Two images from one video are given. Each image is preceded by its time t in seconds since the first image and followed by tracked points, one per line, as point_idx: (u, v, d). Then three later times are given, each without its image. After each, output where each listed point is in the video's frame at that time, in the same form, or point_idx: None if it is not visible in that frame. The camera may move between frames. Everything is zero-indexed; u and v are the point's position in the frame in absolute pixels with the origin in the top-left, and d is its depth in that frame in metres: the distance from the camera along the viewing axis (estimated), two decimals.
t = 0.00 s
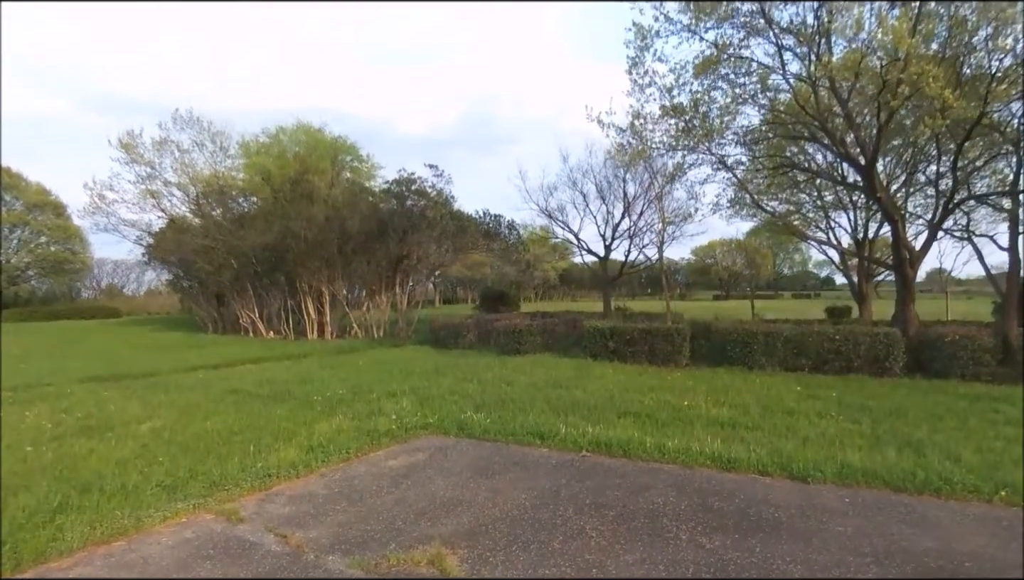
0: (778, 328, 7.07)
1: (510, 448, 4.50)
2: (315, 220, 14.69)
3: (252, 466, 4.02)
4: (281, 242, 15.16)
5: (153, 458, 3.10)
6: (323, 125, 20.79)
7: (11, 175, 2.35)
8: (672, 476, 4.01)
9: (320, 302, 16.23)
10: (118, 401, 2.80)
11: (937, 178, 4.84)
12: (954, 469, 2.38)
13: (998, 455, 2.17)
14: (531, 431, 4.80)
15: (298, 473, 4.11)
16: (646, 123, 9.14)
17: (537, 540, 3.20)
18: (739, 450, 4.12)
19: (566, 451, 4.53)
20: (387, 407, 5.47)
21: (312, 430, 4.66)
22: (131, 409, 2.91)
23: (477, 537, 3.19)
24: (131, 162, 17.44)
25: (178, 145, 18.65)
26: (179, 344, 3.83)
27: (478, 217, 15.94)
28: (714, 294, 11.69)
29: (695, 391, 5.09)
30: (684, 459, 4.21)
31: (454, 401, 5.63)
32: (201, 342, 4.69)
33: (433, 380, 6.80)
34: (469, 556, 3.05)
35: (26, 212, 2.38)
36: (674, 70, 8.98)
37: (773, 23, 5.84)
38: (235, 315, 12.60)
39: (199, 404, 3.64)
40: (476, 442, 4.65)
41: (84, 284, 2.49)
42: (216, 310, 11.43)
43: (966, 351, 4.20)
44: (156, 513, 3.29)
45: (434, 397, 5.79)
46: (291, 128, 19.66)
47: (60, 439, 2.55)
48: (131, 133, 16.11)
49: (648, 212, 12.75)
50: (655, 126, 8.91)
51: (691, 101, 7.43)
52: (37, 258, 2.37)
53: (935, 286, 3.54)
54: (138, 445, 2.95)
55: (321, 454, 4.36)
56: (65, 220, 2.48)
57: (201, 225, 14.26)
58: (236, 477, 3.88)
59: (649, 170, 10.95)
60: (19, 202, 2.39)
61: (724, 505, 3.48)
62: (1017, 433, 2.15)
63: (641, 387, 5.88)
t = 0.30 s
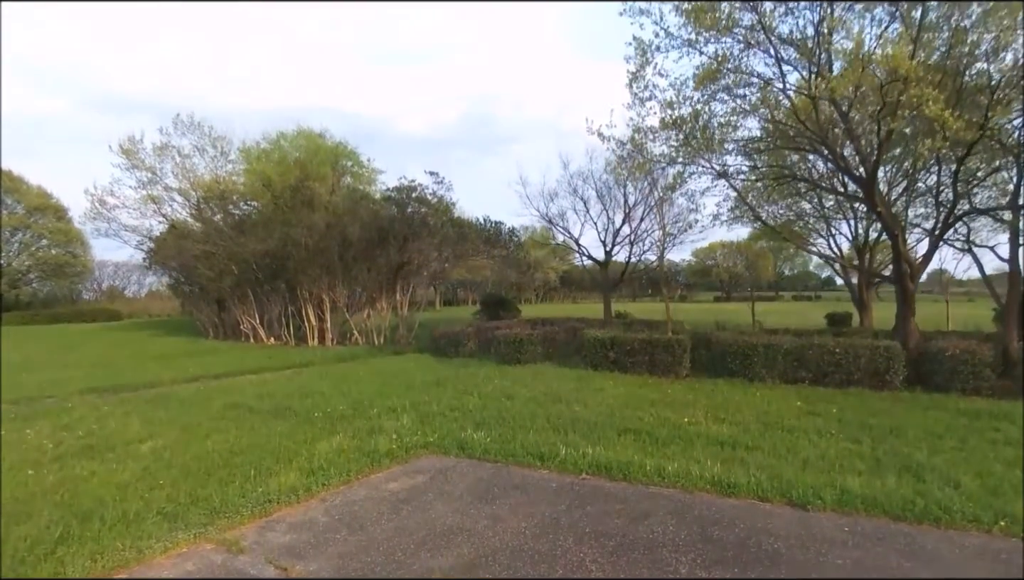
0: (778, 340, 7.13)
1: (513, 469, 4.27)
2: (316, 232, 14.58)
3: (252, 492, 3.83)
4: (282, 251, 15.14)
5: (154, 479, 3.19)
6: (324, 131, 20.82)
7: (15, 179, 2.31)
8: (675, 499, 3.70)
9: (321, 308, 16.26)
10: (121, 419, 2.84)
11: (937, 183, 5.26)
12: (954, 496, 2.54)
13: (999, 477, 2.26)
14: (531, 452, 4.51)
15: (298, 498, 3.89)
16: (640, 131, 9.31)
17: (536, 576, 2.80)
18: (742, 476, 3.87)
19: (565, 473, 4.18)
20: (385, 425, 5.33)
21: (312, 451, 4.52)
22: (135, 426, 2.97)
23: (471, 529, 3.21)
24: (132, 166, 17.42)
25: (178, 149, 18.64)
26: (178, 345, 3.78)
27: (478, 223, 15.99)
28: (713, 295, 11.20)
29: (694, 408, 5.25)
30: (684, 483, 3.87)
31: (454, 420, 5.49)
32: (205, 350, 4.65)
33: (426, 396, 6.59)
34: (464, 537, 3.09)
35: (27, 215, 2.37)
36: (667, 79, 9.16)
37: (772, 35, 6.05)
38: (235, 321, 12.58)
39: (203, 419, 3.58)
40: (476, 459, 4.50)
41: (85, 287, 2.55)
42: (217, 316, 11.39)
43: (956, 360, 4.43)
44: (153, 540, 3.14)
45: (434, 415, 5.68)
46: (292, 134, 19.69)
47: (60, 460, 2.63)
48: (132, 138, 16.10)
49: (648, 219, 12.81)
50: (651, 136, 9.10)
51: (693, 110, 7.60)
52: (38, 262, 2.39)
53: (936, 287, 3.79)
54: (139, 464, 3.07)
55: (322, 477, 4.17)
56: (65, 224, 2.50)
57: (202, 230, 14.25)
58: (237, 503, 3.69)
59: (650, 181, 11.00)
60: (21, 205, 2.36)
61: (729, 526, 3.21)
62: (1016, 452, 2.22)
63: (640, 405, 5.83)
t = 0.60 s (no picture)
0: (778, 351, 7.13)
1: (515, 489, 4.26)
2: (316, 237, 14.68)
3: (252, 515, 3.73)
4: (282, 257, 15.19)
5: (155, 500, 3.18)
6: (324, 136, 20.87)
7: (15, 183, 2.55)
8: (674, 521, 3.65)
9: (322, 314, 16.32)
10: (120, 434, 3.00)
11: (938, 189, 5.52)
12: (954, 522, 2.61)
13: (1000, 499, 2.34)
14: (532, 470, 4.51)
15: (298, 519, 3.80)
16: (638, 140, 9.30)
17: None
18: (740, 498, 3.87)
19: (565, 492, 4.18)
20: (385, 441, 5.33)
21: (312, 469, 4.50)
22: (136, 441, 3.12)
23: (475, 544, 3.21)
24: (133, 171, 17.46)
25: (179, 154, 18.68)
26: (178, 349, 3.87)
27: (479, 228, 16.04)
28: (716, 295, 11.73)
29: (694, 422, 5.32)
30: (684, 505, 3.84)
31: (454, 436, 5.49)
32: (209, 355, 4.70)
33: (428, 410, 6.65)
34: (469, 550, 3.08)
35: (28, 218, 2.57)
36: (666, 90, 9.14)
37: (773, 45, 6.07)
38: (236, 325, 12.57)
39: (199, 437, 3.76)
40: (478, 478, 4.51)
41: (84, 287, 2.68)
42: (217, 320, 11.33)
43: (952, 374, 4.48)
44: (153, 562, 3.02)
45: (434, 430, 5.69)
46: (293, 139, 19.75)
47: (62, 480, 2.74)
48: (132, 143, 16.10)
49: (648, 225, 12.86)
50: (652, 146, 9.20)
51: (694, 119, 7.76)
52: (39, 264, 2.54)
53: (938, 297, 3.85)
54: (139, 484, 3.09)
55: (322, 497, 4.12)
56: (65, 228, 2.67)
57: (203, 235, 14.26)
58: (236, 528, 3.58)
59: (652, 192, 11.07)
60: (23, 210, 2.58)
61: (728, 550, 3.14)
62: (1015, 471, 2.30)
63: (640, 419, 5.84)
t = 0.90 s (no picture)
0: (778, 359, 7.17)
1: (514, 504, 4.27)
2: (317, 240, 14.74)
3: (252, 533, 3.69)
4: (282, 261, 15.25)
5: (155, 517, 3.22)
6: (324, 139, 20.88)
7: (17, 186, 2.54)
8: (673, 539, 3.64)
9: (323, 319, 16.35)
10: (119, 447, 2.99)
11: (937, 198, 5.46)
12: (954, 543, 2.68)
13: (1000, 517, 2.48)
14: (531, 485, 4.52)
15: (298, 537, 3.78)
16: (639, 148, 9.37)
17: None
18: (739, 514, 3.83)
19: (564, 508, 4.18)
20: (385, 454, 5.33)
21: (313, 485, 4.51)
22: (136, 455, 3.12)
23: (475, 562, 3.22)
24: (133, 176, 17.49)
25: (179, 158, 18.71)
26: (177, 353, 3.87)
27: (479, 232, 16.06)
28: (715, 297, 10.97)
29: (694, 433, 5.36)
30: (684, 523, 3.82)
31: (454, 448, 5.50)
32: (212, 363, 4.73)
33: (429, 418, 6.67)
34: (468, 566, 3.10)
35: (29, 221, 2.57)
36: (666, 99, 9.22)
37: (771, 55, 6.11)
38: (235, 329, 12.58)
39: (199, 450, 3.70)
40: (477, 492, 4.50)
41: (85, 291, 2.71)
42: (217, 324, 11.31)
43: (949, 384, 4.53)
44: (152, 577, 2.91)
45: (434, 442, 5.71)
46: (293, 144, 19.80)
47: (63, 495, 2.77)
48: (132, 146, 16.08)
49: (649, 230, 12.89)
50: (652, 154, 9.25)
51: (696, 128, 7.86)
52: (39, 267, 2.56)
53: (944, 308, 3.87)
54: (139, 499, 3.15)
55: (321, 514, 4.11)
56: (65, 230, 2.68)
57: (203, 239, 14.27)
58: (236, 547, 3.54)
59: (653, 198, 11.16)
60: (24, 212, 2.58)
61: (728, 569, 3.11)
62: (1014, 486, 2.43)
63: (642, 428, 5.87)
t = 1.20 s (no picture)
0: (778, 362, 7.18)
1: (513, 511, 4.27)
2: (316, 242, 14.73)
3: (251, 541, 3.67)
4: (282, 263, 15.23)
5: (154, 525, 3.20)
6: (323, 141, 20.90)
7: (16, 186, 2.54)
8: (672, 547, 3.63)
9: (322, 321, 16.36)
10: (120, 452, 3.03)
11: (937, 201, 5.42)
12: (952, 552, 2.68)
13: (999, 524, 2.50)
14: (530, 492, 4.52)
15: (298, 546, 3.76)
16: (639, 152, 9.38)
17: None
18: (737, 521, 3.81)
19: (564, 515, 4.18)
20: (384, 459, 5.34)
21: (311, 491, 4.50)
22: (135, 461, 3.12)
23: (475, 570, 3.22)
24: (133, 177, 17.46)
25: (179, 160, 18.68)
26: (176, 356, 3.86)
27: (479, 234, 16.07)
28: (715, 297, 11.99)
29: (693, 438, 5.38)
30: (682, 530, 3.80)
31: (454, 453, 5.50)
32: (213, 366, 4.73)
33: (428, 423, 6.67)
34: (468, 573, 3.09)
35: (29, 222, 2.57)
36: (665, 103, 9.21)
37: (771, 58, 6.12)
38: (235, 331, 12.57)
39: (200, 455, 3.74)
40: (476, 499, 4.51)
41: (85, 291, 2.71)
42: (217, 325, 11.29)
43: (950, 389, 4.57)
44: None
45: (433, 447, 5.71)
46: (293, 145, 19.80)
47: (61, 502, 2.77)
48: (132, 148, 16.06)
49: (648, 233, 12.89)
50: (651, 158, 9.25)
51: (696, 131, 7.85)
52: (40, 267, 2.55)
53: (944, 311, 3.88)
54: (139, 506, 3.12)
55: (321, 522, 4.09)
56: (64, 231, 2.69)
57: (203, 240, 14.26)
58: (235, 557, 3.51)
59: (652, 201, 11.16)
60: (23, 213, 2.58)
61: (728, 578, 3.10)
62: (1014, 492, 2.48)
63: (642, 433, 5.87)
